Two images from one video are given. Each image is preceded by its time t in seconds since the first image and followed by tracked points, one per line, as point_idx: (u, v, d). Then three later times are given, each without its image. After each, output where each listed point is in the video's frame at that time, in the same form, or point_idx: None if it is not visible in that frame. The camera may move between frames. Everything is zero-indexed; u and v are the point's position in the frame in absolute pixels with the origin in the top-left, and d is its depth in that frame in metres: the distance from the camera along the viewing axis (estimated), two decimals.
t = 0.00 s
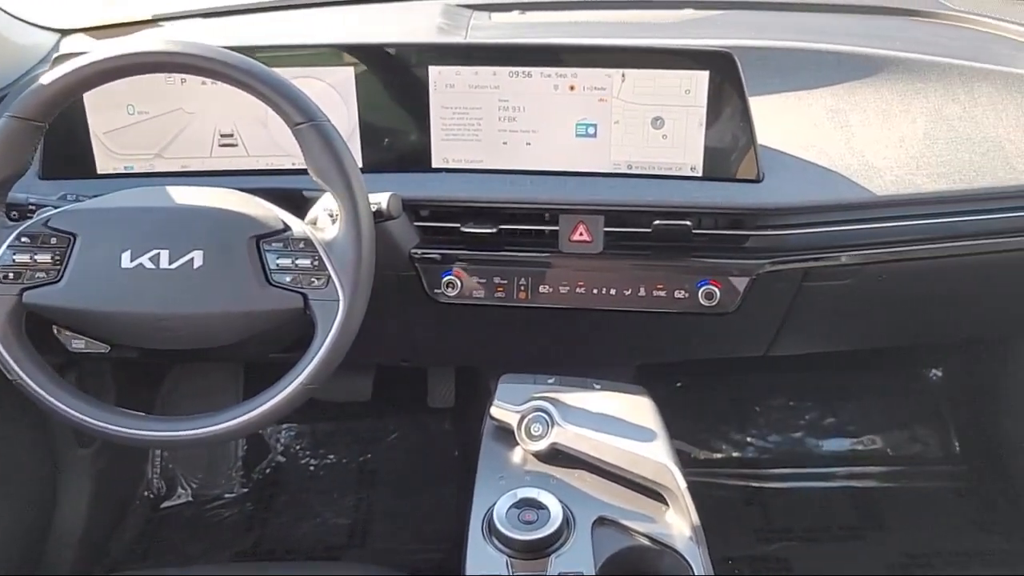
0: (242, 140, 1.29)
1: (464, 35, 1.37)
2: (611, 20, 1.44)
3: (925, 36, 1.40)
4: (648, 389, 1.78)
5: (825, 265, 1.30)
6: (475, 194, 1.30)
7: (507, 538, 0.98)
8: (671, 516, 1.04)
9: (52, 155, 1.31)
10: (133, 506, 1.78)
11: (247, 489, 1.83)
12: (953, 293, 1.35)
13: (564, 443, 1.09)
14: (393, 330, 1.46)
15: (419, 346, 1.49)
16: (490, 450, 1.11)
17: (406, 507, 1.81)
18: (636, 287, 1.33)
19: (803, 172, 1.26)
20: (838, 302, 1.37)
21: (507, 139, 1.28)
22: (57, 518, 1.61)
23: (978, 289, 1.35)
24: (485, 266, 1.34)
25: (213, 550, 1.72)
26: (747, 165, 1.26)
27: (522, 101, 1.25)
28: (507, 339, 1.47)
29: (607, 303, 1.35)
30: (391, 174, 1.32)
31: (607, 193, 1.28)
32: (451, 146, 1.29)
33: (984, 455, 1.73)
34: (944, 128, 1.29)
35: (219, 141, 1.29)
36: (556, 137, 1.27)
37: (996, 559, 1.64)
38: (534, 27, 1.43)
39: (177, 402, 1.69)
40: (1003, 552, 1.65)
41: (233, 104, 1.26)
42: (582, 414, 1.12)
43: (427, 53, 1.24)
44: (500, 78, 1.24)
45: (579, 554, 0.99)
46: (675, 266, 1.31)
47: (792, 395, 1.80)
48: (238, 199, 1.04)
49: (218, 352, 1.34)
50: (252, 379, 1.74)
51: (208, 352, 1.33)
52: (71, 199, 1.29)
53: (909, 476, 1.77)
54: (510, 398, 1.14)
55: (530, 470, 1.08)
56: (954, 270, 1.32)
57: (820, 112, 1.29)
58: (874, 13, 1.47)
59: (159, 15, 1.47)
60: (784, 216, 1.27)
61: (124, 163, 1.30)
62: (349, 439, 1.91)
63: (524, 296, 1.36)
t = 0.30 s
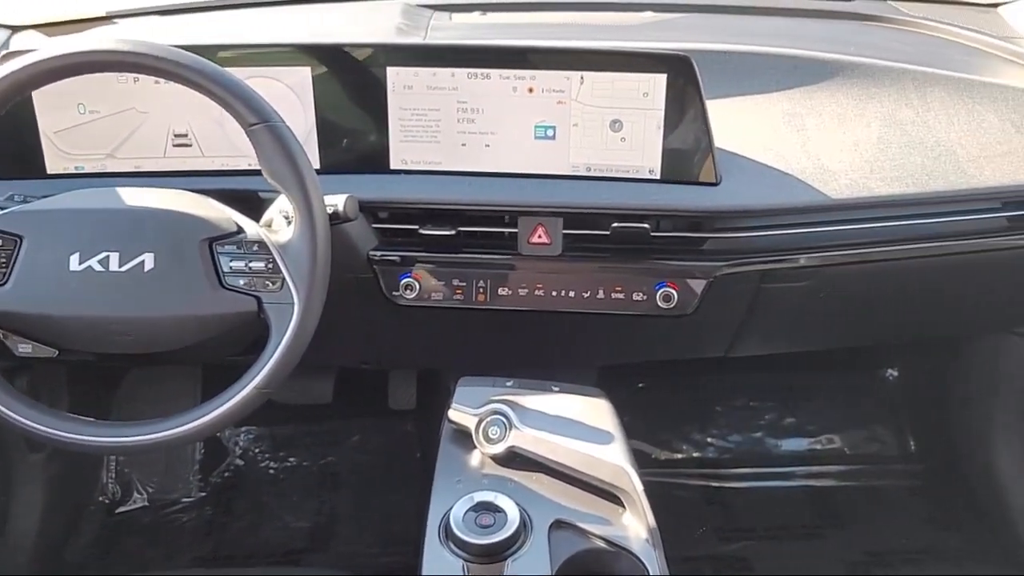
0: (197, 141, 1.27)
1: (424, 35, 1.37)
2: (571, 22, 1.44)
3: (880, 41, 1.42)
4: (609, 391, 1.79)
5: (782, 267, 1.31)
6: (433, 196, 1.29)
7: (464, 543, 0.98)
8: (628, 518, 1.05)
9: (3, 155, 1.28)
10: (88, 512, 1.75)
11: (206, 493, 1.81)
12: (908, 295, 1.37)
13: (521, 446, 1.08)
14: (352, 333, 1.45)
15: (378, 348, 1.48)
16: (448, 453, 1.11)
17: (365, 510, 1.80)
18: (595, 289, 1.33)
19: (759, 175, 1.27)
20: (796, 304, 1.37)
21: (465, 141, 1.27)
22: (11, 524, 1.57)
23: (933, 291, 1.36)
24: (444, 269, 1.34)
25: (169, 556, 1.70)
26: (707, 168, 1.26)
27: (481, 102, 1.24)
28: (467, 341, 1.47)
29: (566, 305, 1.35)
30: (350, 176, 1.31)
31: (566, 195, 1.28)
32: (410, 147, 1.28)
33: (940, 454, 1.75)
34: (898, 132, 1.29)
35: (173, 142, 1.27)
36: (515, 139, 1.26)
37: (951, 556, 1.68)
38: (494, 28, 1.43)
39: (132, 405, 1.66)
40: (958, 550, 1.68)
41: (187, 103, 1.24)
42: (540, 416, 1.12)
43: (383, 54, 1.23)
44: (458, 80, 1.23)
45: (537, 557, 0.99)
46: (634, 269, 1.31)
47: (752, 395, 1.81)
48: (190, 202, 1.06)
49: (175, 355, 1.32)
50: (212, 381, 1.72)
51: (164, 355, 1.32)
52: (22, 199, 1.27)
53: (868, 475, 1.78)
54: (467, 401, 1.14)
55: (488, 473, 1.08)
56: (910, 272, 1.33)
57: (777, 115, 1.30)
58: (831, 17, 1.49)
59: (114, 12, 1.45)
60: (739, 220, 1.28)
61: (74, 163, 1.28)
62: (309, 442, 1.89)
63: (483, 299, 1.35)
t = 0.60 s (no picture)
0: (151, 141, 1.25)
1: (382, 36, 1.36)
2: (530, 23, 1.44)
3: (836, 45, 1.43)
4: (570, 392, 1.78)
5: (740, 269, 1.32)
6: (392, 198, 1.28)
7: (422, 547, 0.97)
8: (587, 521, 1.05)
9: None
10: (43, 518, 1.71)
11: (162, 498, 1.78)
12: (865, 296, 1.38)
13: (480, 449, 1.08)
14: (311, 335, 1.44)
15: (338, 350, 1.47)
16: (408, 457, 1.10)
17: (326, 513, 1.78)
18: (555, 292, 1.33)
19: (717, 179, 1.27)
20: (754, 305, 1.38)
21: (425, 143, 1.26)
22: None
23: (889, 292, 1.38)
24: (404, 272, 1.33)
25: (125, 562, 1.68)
26: (667, 171, 1.26)
27: (440, 104, 1.24)
28: (428, 343, 1.46)
29: (526, 308, 1.35)
30: (309, 177, 1.30)
31: (527, 197, 1.27)
32: (369, 149, 1.27)
33: (896, 454, 1.77)
34: (854, 136, 1.30)
35: (127, 142, 1.25)
36: (474, 141, 1.26)
37: (908, 553, 1.71)
38: (453, 28, 1.42)
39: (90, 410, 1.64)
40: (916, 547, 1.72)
41: (140, 102, 1.22)
42: (499, 419, 1.12)
43: (342, 54, 1.22)
44: (418, 81, 1.23)
45: (495, 561, 0.99)
46: (594, 271, 1.32)
47: (712, 394, 1.82)
48: (140, 202, 1.06)
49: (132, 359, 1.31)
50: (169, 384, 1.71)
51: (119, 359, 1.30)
52: None
53: (828, 473, 1.80)
54: (427, 405, 1.14)
55: (447, 477, 1.08)
56: (866, 274, 1.34)
57: (735, 119, 1.31)
58: (789, 21, 1.51)
59: (68, 9, 1.43)
60: (696, 223, 1.28)
61: (26, 164, 1.26)
62: (268, 445, 1.86)
63: (442, 301, 1.35)
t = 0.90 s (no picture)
0: (93, 141, 1.22)
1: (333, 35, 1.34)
2: (483, 23, 1.43)
3: (787, 47, 1.44)
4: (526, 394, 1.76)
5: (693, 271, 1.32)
6: (343, 199, 1.26)
7: (371, 554, 0.96)
8: (538, 525, 1.04)
9: None
10: None
11: (111, 504, 1.71)
12: (816, 296, 1.39)
13: (431, 454, 1.07)
14: (262, 338, 1.42)
15: (289, 354, 1.45)
16: (359, 462, 1.09)
17: (278, 518, 1.76)
18: (508, 294, 1.32)
19: (670, 180, 1.26)
20: (707, 306, 1.39)
21: (376, 144, 1.25)
22: None
23: (840, 293, 1.39)
24: (355, 274, 1.32)
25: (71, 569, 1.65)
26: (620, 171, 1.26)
27: (391, 104, 1.23)
28: (381, 346, 1.44)
29: (479, 310, 1.34)
30: (259, 178, 1.27)
31: (480, 198, 1.26)
32: (319, 150, 1.26)
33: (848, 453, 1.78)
34: (804, 138, 1.30)
35: (68, 142, 1.22)
36: (426, 142, 1.25)
37: (859, 552, 1.73)
38: (406, 28, 1.41)
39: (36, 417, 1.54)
40: (867, 543, 1.74)
41: (82, 102, 1.19)
42: (451, 423, 1.11)
43: (290, 53, 1.21)
44: (368, 81, 1.21)
45: (445, 566, 0.97)
46: (547, 273, 1.31)
47: (669, 394, 1.79)
48: (80, 207, 1.07)
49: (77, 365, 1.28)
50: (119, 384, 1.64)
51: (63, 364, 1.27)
52: None
53: (781, 472, 1.80)
54: (378, 409, 1.13)
55: (398, 482, 1.06)
56: (816, 275, 1.35)
57: (688, 121, 1.31)
58: (741, 23, 1.51)
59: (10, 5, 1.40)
60: (650, 224, 1.28)
61: None
62: (221, 449, 1.79)
63: (394, 304, 1.33)
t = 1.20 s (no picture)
0: (39, 140, 1.20)
1: (288, 34, 1.33)
2: (442, 23, 1.43)
3: (744, 49, 1.45)
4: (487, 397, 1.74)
5: (650, 272, 1.32)
6: (298, 201, 1.24)
7: (324, 561, 0.95)
8: (494, 529, 1.03)
9: None
10: None
11: (62, 510, 1.68)
12: (773, 297, 1.40)
13: (387, 458, 1.07)
14: (216, 341, 1.40)
15: (244, 357, 1.43)
16: (314, 466, 1.08)
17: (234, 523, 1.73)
18: (464, 296, 1.32)
19: (627, 182, 1.27)
20: (665, 307, 1.39)
21: (331, 145, 1.23)
22: None
23: (797, 293, 1.40)
24: (310, 276, 1.30)
25: None
26: (577, 174, 1.25)
27: (346, 105, 1.21)
28: (337, 350, 1.43)
29: (436, 313, 1.33)
30: (211, 180, 1.25)
31: (436, 200, 1.25)
32: (273, 151, 1.24)
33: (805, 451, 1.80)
34: (759, 139, 1.31)
35: (14, 142, 1.19)
36: (381, 144, 1.24)
37: (816, 550, 1.74)
38: (362, 27, 1.40)
39: None
40: (821, 540, 1.75)
41: (28, 101, 1.17)
42: (406, 427, 1.11)
43: (243, 53, 1.20)
44: (322, 81, 1.20)
45: (400, 572, 0.97)
46: (504, 275, 1.30)
47: (628, 395, 1.75)
48: (25, 211, 1.05)
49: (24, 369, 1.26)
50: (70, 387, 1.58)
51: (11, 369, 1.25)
52: None
53: (739, 470, 1.82)
54: (333, 412, 1.12)
55: (353, 486, 1.06)
56: (772, 277, 1.36)
57: (644, 122, 1.31)
58: (698, 24, 1.52)
59: None
60: (608, 226, 1.27)
61: None
62: (177, 452, 1.73)
63: (350, 306, 1.32)
